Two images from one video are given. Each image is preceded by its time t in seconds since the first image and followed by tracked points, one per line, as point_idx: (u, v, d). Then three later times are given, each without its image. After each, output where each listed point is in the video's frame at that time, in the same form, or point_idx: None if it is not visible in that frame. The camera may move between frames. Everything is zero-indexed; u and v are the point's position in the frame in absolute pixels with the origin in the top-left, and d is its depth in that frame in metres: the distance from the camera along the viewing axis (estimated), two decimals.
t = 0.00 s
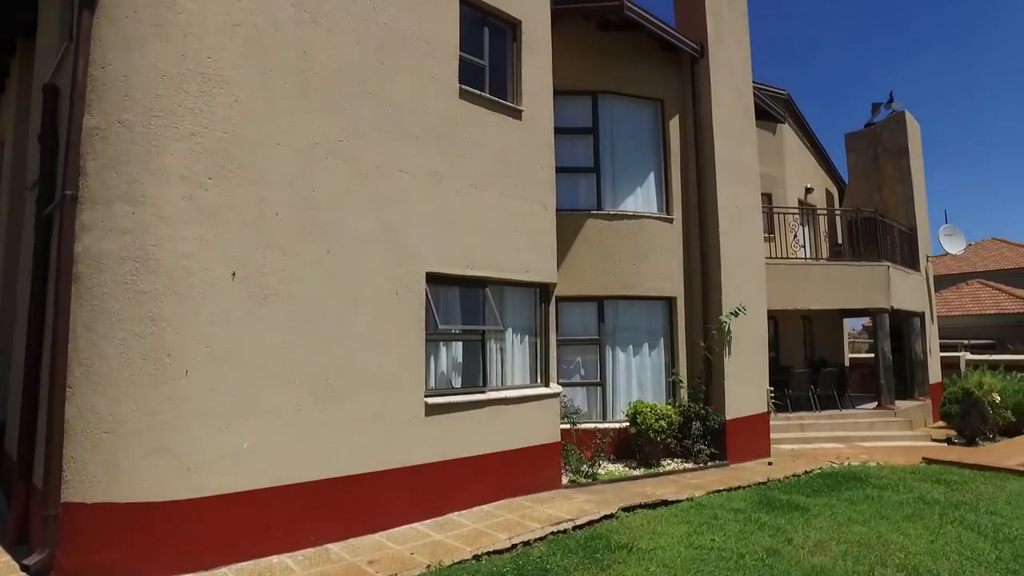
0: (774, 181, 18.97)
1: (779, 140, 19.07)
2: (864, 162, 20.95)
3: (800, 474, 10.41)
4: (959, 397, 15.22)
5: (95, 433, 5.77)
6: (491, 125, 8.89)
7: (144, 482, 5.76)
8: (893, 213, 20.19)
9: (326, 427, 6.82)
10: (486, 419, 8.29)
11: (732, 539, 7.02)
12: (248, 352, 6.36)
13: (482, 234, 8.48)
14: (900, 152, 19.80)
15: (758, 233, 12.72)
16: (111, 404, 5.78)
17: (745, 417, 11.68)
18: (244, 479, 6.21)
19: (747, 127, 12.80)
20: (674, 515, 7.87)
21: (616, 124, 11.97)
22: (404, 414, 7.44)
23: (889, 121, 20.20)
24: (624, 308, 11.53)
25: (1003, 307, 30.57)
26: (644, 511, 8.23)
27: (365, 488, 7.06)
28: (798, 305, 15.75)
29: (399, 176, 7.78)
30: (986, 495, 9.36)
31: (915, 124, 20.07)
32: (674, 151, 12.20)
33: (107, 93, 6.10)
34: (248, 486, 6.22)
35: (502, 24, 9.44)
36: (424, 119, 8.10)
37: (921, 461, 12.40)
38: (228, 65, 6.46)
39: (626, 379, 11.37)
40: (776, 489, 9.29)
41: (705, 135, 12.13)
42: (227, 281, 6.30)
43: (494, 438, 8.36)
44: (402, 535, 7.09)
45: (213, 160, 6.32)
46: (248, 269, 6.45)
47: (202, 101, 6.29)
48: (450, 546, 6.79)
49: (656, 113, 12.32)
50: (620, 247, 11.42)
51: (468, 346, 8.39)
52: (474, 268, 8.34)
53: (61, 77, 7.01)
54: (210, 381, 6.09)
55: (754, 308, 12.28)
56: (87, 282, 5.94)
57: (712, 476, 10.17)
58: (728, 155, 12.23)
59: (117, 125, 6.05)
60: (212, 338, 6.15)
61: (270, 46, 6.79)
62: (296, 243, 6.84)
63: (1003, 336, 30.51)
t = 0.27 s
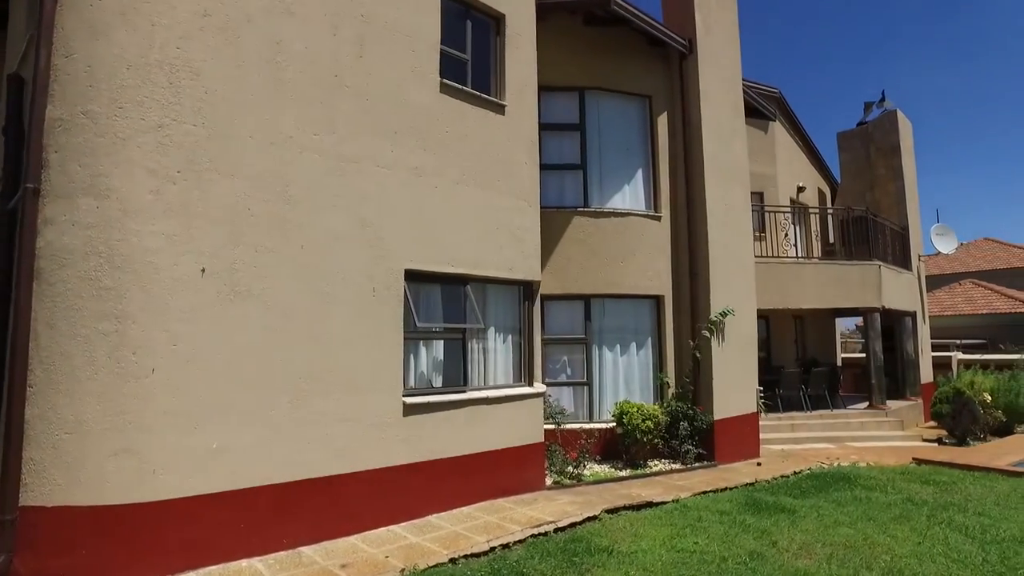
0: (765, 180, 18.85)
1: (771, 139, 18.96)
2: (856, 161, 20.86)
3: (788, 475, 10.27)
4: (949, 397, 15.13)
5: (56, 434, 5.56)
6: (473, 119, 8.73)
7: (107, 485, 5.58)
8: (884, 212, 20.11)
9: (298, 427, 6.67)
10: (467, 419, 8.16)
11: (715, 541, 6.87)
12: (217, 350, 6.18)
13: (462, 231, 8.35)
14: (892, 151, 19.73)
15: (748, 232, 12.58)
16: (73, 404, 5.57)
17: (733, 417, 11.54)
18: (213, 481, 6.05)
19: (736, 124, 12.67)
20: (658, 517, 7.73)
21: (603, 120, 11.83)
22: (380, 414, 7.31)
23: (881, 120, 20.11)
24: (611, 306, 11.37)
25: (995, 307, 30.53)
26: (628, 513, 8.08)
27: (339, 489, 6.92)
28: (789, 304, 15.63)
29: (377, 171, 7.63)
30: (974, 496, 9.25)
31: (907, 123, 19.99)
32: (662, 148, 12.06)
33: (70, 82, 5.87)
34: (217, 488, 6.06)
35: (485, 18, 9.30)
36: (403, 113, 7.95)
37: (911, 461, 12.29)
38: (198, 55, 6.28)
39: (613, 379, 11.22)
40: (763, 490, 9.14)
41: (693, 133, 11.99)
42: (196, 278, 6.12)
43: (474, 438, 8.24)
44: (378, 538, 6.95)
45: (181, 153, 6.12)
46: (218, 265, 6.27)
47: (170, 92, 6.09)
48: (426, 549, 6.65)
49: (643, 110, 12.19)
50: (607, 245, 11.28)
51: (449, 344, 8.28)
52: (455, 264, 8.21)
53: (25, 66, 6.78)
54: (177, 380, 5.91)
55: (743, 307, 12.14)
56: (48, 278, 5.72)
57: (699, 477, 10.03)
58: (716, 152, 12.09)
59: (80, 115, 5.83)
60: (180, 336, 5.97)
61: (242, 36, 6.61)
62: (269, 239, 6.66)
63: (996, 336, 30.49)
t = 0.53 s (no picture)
0: (756, 179, 18.72)
1: (761, 137, 18.85)
2: (848, 160, 20.75)
3: (776, 477, 10.12)
4: (939, 397, 15.04)
5: (12, 436, 5.35)
6: (453, 115, 8.59)
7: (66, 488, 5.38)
8: (876, 212, 20.01)
9: (269, 429, 6.49)
10: (444, 419, 8.03)
11: (698, 545, 6.71)
12: (183, 349, 5.99)
13: (442, 228, 8.19)
14: (883, 150, 19.64)
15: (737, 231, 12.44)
16: (29, 405, 5.36)
17: (721, 418, 11.39)
18: (178, 484, 5.86)
19: (725, 122, 12.54)
20: (640, 520, 7.57)
21: (590, 117, 11.67)
22: (354, 415, 7.14)
23: (873, 120, 20.04)
24: (597, 305, 11.21)
25: (987, 308, 30.49)
26: (611, 516, 7.92)
27: (310, 491, 6.75)
28: (778, 304, 15.51)
29: (354, 166, 7.45)
30: (962, 497, 9.13)
31: (899, 122, 19.89)
32: (649, 145, 11.91)
33: (29, 70, 5.66)
34: (182, 491, 5.88)
35: (467, 11, 9.13)
36: (381, 107, 7.77)
37: (900, 463, 12.17)
38: (165, 44, 6.08)
39: (598, 379, 11.06)
40: (749, 492, 8.99)
41: (681, 130, 11.84)
42: (161, 274, 5.92)
43: (453, 439, 8.09)
44: (351, 542, 6.79)
45: (146, 145, 5.92)
46: (185, 261, 6.08)
47: (134, 82, 5.89)
48: (401, 553, 6.48)
49: (631, 107, 12.04)
50: (593, 243, 11.11)
51: (429, 343, 8.17)
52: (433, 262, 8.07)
53: None
54: (140, 380, 5.71)
55: (732, 306, 12.00)
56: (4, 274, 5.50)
57: (685, 478, 9.88)
58: (704, 150, 11.95)
59: (39, 105, 5.62)
60: (144, 334, 5.77)
61: (212, 25, 6.42)
62: (239, 234, 6.46)
63: (987, 337, 30.50)
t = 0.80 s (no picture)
0: (746, 178, 18.61)
1: (751, 136, 18.74)
2: (838, 160, 20.66)
3: (761, 479, 9.99)
4: (927, 398, 14.97)
5: None
6: (431, 110, 8.43)
7: (19, 494, 5.17)
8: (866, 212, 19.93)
9: (236, 432, 6.31)
10: (420, 421, 7.87)
11: (677, 550, 6.56)
12: (146, 350, 5.79)
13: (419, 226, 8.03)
14: (873, 150, 19.56)
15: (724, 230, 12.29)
16: None
17: (707, 419, 11.25)
18: (140, 489, 5.67)
19: (713, 120, 12.40)
20: (619, 525, 7.43)
21: (575, 114, 11.51)
22: (326, 417, 6.97)
23: (862, 119, 19.96)
24: (582, 305, 11.06)
25: (977, 308, 30.50)
26: (591, 520, 7.78)
27: (279, 495, 6.57)
28: (767, 304, 15.40)
29: (327, 162, 7.26)
30: (948, 499, 9.01)
31: (889, 122, 19.83)
32: (636, 143, 11.76)
33: None
34: (144, 496, 5.69)
35: (448, 5, 8.96)
36: (356, 102, 7.59)
37: (888, 464, 12.05)
38: (127, 34, 5.87)
39: (583, 380, 10.91)
40: (734, 495, 8.84)
41: (667, 127, 11.69)
42: (123, 272, 5.71)
43: (430, 441, 7.92)
44: (322, 547, 6.62)
45: (107, 138, 5.71)
46: (148, 259, 5.88)
47: (94, 73, 5.68)
48: (372, 558, 6.32)
49: (617, 104, 11.88)
50: (577, 241, 10.96)
51: (406, 343, 8.01)
52: (409, 259, 7.92)
53: None
54: (99, 381, 5.51)
55: (719, 306, 11.85)
56: None
57: (669, 481, 9.75)
58: (691, 148, 11.80)
59: None
60: (104, 334, 5.57)
61: (177, 15, 6.21)
62: (204, 231, 6.26)
63: (976, 337, 30.53)
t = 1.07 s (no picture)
0: (731, 177, 18.52)
1: (736, 135, 18.67)
2: (824, 159, 20.62)
3: (742, 479, 9.90)
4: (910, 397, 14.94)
5: None
6: (405, 103, 8.24)
7: None
8: (851, 211, 19.91)
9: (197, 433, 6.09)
10: (392, 420, 7.69)
11: (652, 553, 6.40)
12: (100, 348, 5.55)
13: (392, 222, 7.85)
14: (858, 149, 19.53)
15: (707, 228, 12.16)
16: None
17: (688, 419, 11.11)
18: (94, 492, 5.45)
19: (696, 117, 12.27)
20: (594, 527, 7.29)
21: (556, 110, 11.35)
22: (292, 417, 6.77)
23: (848, 119, 19.93)
24: (562, 303, 10.91)
25: (962, 309, 30.64)
26: (567, 521, 7.66)
27: (244, 497, 6.38)
28: (751, 304, 15.31)
29: (296, 155, 7.06)
30: (928, 500, 8.93)
31: (874, 122, 19.82)
32: (617, 140, 11.62)
33: None
34: (98, 499, 5.46)
35: None
36: (326, 94, 7.39)
37: (870, 464, 11.98)
38: (82, 19, 5.63)
39: (562, 379, 10.76)
40: (713, 496, 8.67)
41: (649, 124, 11.56)
42: (76, 266, 5.47)
43: (402, 442, 7.75)
44: (287, 551, 6.43)
45: (60, 127, 5.47)
46: (104, 253, 5.64)
47: (46, 58, 5.43)
48: (338, 562, 6.14)
49: (599, 100, 11.74)
50: (557, 239, 10.81)
51: (378, 341, 7.86)
52: (381, 256, 7.74)
53: None
54: (50, 380, 5.27)
55: (701, 305, 11.73)
56: None
57: (649, 482, 9.61)
58: (673, 145, 11.67)
59: None
60: (54, 332, 5.33)
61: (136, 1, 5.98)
62: (165, 224, 6.04)
63: (960, 337, 30.68)
